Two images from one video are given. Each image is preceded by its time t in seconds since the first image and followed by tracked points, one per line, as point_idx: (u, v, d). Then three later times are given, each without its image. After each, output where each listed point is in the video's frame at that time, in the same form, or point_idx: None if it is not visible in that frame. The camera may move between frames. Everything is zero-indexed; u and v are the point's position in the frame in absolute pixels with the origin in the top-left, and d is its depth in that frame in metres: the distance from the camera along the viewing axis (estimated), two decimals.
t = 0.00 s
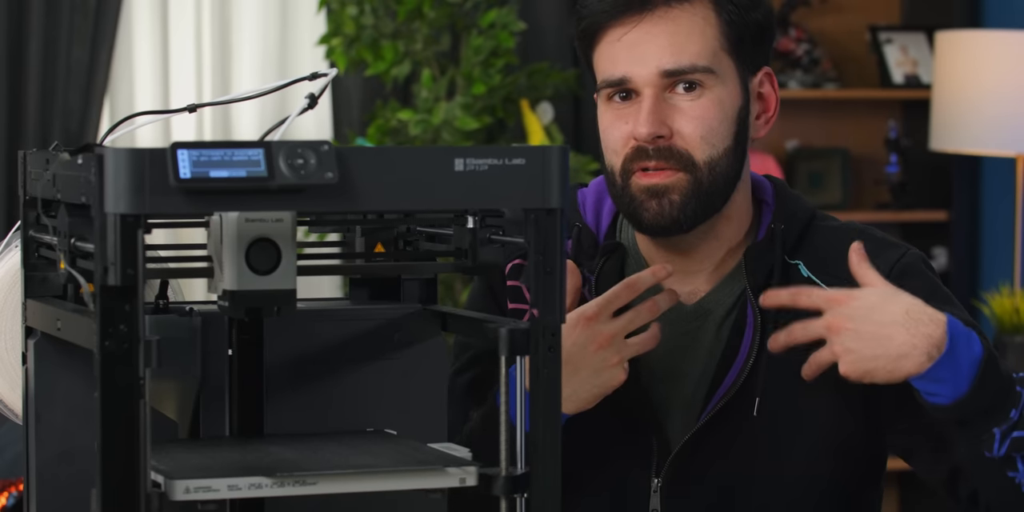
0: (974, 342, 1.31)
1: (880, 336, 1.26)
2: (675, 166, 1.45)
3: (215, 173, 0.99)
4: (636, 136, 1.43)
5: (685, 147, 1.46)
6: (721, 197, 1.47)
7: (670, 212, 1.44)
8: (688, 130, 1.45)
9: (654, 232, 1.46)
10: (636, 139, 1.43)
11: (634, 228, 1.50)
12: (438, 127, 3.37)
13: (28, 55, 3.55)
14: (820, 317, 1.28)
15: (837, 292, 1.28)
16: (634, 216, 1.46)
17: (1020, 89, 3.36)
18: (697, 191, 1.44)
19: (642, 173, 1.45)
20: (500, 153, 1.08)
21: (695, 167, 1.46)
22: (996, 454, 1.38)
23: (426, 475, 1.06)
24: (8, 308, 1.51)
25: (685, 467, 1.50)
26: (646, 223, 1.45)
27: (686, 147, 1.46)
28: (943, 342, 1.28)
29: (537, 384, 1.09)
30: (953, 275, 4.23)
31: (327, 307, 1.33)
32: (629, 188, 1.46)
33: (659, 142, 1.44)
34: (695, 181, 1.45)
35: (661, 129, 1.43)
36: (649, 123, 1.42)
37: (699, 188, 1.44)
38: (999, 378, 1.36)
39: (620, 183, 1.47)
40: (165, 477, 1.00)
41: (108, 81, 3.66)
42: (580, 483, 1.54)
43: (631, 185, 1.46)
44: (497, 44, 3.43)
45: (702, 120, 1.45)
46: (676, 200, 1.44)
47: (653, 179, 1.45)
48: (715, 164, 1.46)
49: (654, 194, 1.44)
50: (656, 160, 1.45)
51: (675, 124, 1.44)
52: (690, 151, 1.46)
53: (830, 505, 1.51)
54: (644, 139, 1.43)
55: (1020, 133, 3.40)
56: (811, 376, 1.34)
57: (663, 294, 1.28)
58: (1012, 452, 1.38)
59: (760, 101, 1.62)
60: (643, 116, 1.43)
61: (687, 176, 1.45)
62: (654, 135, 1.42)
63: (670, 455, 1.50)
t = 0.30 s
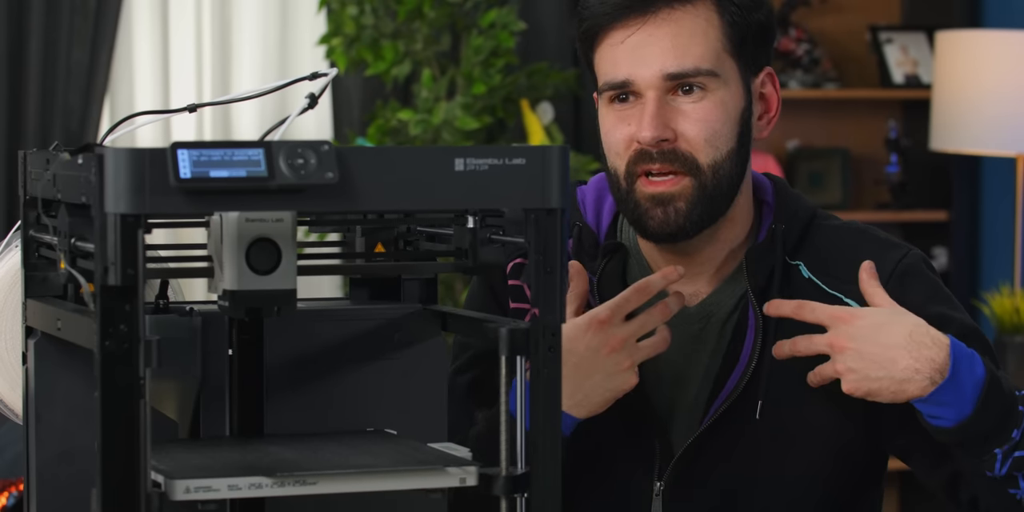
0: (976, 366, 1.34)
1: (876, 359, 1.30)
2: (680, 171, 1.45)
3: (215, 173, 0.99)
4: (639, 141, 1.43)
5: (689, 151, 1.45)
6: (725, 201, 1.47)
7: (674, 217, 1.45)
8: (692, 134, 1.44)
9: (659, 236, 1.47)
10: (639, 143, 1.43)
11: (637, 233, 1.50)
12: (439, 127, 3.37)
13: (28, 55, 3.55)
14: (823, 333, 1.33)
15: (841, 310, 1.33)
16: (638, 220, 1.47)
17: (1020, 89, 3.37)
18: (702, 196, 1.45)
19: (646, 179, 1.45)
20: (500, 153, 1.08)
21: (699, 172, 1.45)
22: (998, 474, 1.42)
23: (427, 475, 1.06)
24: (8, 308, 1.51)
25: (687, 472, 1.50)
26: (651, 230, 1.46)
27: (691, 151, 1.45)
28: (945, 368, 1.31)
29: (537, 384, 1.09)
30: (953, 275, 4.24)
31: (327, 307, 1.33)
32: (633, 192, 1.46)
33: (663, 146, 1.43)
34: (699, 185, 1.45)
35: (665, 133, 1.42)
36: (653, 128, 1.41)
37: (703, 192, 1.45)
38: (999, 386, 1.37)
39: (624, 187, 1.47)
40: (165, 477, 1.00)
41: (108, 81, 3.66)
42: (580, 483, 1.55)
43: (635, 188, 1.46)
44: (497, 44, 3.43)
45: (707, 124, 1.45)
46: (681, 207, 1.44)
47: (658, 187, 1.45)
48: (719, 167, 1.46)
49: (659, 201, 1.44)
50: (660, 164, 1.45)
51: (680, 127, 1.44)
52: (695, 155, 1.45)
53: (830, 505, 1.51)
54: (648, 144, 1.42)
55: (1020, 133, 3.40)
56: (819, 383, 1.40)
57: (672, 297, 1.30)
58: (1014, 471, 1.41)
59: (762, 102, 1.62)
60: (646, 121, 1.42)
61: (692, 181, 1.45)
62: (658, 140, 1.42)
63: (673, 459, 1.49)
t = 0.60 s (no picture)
0: (981, 439, 1.26)
1: (894, 399, 1.21)
2: (697, 164, 1.43)
3: (215, 173, 0.99)
4: (657, 130, 1.41)
5: (707, 145, 1.42)
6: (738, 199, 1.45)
7: (686, 211, 1.43)
8: (711, 127, 1.42)
9: (670, 231, 1.44)
10: (657, 133, 1.41)
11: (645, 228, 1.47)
12: (438, 127, 3.37)
13: (28, 56, 3.55)
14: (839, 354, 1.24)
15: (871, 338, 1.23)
16: (649, 213, 1.44)
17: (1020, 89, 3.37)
18: (717, 192, 1.42)
19: (662, 171, 1.43)
20: (500, 154, 1.08)
21: (715, 167, 1.43)
22: None
23: (427, 475, 1.06)
24: (8, 308, 1.51)
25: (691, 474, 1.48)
26: (664, 223, 1.44)
27: (708, 145, 1.42)
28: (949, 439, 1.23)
29: (537, 383, 1.09)
30: (953, 275, 4.24)
31: (327, 307, 1.34)
32: (647, 184, 1.44)
33: (682, 137, 1.41)
34: (714, 180, 1.42)
35: (685, 124, 1.41)
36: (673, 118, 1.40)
37: (718, 189, 1.42)
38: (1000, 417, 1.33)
39: (638, 180, 1.45)
40: (165, 477, 1.01)
41: (107, 81, 3.66)
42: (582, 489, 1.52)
43: (649, 180, 1.44)
44: (497, 44, 3.44)
45: (726, 118, 1.42)
46: (695, 200, 1.42)
47: (674, 178, 1.43)
48: (735, 163, 1.44)
49: (674, 193, 1.42)
50: (678, 156, 1.43)
51: (698, 120, 1.42)
52: (713, 149, 1.42)
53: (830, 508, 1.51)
54: (667, 135, 1.40)
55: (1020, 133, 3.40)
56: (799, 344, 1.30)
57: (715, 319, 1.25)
58: None
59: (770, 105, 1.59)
60: (666, 112, 1.41)
61: (707, 175, 1.42)
62: (677, 131, 1.40)
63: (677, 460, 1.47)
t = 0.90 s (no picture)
0: None
1: None
2: (715, 164, 1.37)
3: (215, 173, 0.99)
4: (677, 128, 1.36)
5: (725, 144, 1.37)
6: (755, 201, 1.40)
7: (705, 212, 1.38)
8: (729, 125, 1.37)
9: (688, 234, 1.39)
10: (676, 132, 1.37)
11: (657, 230, 1.42)
12: (439, 128, 3.37)
13: (28, 57, 3.55)
14: None
15: None
16: (666, 216, 1.39)
17: (1021, 90, 3.37)
18: (734, 192, 1.38)
19: (681, 169, 1.38)
20: (500, 154, 1.08)
21: (734, 165, 1.37)
22: None
23: (428, 476, 1.06)
24: (8, 309, 1.51)
25: (692, 491, 1.47)
26: (682, 224, 1.39)
27: (726, 144, 1.37)
28: None
29: (538, 385, 1.09)
30: (953, 277, 4.24)
31: (327, 309, 1.34)
32: (664, 185, 1.39)
33: (701, 136, 1.37)
34: (733, 180, 1.37)
35: (704, 121, 1.36)
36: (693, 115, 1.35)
37: (736, 188, 1.38)
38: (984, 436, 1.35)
39: (654, 181, 1.40)
40: (165, 479, 1.01)
41: (107, 83, 3.67)
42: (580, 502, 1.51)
43: (666, 180, 1.39)
44: (497, 45, 3.44)
45: (744, 115, 1.37)
46: (714, 199, 1.37)
47: (692, 176, 1.38)
48: (752, 165, 1.39)
49: (693, 191, 1.37)
50: (697, 155, 1.38)
51: (716, 117, 1.37)
52: (731, 148, 1.37)
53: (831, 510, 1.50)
54: (687, 132, 1.36)
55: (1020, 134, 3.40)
56: None
57: None
58: None
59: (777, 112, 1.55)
60: (685, 108, 1.36)
61: (726, 174, 1.37)
62: (697, 127, 1.35)
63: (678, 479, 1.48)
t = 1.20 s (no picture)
0: None
1: None
2: (717, 206, 1.32)
3: (216, 173, 0.99)
4: (677, 172, 1.31)
5: (727, 185, 1.32)
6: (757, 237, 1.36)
7: (707, 252, 1.34)
8: (731, 166, 1.31)
9: (689, 272, 1.36)
10: (677, 175, 1.31)
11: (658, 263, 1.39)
12: (439, 129, 3.37)
13: (28, 58, 3.55)
14: None
15: None
16: (668, 255, 1.35)
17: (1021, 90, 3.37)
18: (737, 232, 1.33)
19: (682, 211, 1.33)
20: (500, 154, 1.08)
21: (737, 207, 1.32)
22: None
23: (428, 476, 1.06)
24: (9, 309, 1.51)
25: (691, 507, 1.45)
26: (684, 265, 1.35)
27: (729, 185, 1.31)
28: None
29: (539, 386, 1.09)
30: (953, 277, 4.24)
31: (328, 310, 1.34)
32: (664, 225, 1.34)
33: (702, 179, 1.31)
34: (736, 221, 1.33)
35: (705, 165, 1.30)
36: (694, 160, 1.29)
37: (739, 229, 1.33)
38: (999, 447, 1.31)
39: (653, 219, 1.36)
40: (165, 479, 1.01)
41: (107, 83, 3.67)
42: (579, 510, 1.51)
43: (666, 219, 1.34)
44: (497, 46, 3.44)
45: (747, 157, 1.31)
46: (716, 241, 1.33)
47: (694, 219, 1.33)
48: (755, 202, 1.34)
49: (695, 235, 1.33)
50: (698, 198, 1.32)
51: (718, 158, 1.31)
52: (733, 189, 1.32)
53: None
54: (688, 177, 1.31)
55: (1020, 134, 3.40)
56: None
57: None
58: None
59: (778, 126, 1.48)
60: (686, 152, 1.30)
61: (728, 216, 1.32)
62: (699, 172, 1.30)
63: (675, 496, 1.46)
